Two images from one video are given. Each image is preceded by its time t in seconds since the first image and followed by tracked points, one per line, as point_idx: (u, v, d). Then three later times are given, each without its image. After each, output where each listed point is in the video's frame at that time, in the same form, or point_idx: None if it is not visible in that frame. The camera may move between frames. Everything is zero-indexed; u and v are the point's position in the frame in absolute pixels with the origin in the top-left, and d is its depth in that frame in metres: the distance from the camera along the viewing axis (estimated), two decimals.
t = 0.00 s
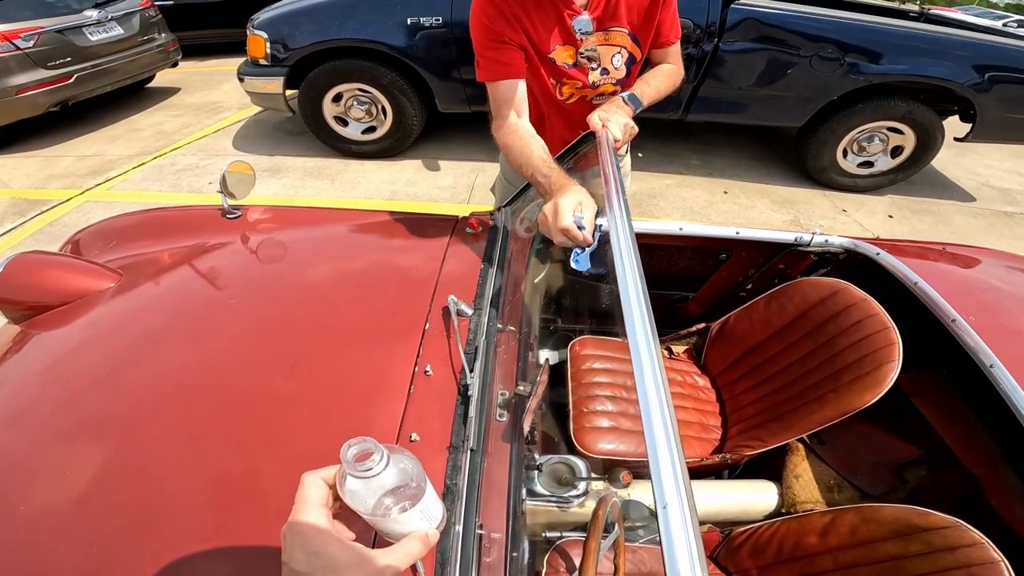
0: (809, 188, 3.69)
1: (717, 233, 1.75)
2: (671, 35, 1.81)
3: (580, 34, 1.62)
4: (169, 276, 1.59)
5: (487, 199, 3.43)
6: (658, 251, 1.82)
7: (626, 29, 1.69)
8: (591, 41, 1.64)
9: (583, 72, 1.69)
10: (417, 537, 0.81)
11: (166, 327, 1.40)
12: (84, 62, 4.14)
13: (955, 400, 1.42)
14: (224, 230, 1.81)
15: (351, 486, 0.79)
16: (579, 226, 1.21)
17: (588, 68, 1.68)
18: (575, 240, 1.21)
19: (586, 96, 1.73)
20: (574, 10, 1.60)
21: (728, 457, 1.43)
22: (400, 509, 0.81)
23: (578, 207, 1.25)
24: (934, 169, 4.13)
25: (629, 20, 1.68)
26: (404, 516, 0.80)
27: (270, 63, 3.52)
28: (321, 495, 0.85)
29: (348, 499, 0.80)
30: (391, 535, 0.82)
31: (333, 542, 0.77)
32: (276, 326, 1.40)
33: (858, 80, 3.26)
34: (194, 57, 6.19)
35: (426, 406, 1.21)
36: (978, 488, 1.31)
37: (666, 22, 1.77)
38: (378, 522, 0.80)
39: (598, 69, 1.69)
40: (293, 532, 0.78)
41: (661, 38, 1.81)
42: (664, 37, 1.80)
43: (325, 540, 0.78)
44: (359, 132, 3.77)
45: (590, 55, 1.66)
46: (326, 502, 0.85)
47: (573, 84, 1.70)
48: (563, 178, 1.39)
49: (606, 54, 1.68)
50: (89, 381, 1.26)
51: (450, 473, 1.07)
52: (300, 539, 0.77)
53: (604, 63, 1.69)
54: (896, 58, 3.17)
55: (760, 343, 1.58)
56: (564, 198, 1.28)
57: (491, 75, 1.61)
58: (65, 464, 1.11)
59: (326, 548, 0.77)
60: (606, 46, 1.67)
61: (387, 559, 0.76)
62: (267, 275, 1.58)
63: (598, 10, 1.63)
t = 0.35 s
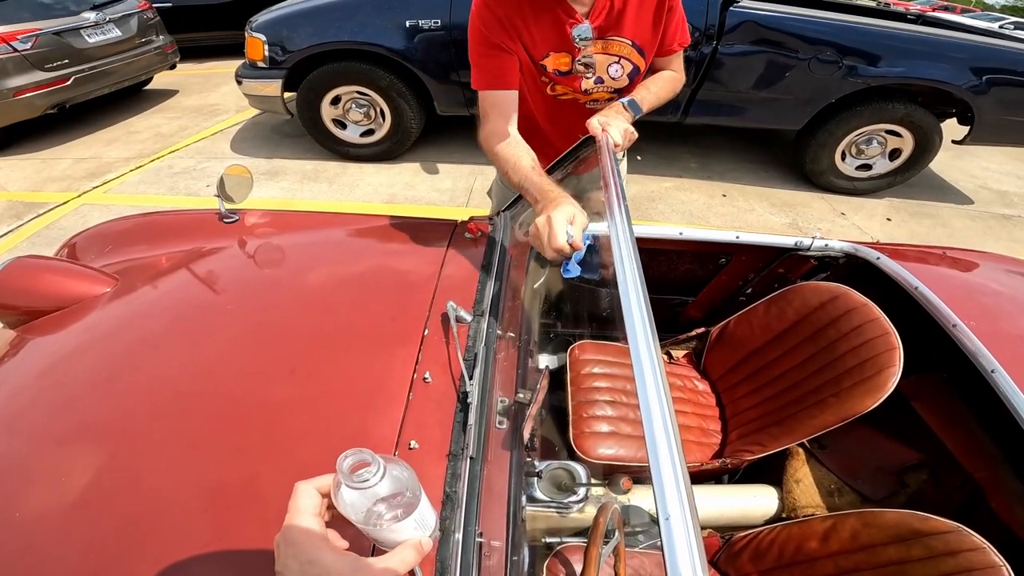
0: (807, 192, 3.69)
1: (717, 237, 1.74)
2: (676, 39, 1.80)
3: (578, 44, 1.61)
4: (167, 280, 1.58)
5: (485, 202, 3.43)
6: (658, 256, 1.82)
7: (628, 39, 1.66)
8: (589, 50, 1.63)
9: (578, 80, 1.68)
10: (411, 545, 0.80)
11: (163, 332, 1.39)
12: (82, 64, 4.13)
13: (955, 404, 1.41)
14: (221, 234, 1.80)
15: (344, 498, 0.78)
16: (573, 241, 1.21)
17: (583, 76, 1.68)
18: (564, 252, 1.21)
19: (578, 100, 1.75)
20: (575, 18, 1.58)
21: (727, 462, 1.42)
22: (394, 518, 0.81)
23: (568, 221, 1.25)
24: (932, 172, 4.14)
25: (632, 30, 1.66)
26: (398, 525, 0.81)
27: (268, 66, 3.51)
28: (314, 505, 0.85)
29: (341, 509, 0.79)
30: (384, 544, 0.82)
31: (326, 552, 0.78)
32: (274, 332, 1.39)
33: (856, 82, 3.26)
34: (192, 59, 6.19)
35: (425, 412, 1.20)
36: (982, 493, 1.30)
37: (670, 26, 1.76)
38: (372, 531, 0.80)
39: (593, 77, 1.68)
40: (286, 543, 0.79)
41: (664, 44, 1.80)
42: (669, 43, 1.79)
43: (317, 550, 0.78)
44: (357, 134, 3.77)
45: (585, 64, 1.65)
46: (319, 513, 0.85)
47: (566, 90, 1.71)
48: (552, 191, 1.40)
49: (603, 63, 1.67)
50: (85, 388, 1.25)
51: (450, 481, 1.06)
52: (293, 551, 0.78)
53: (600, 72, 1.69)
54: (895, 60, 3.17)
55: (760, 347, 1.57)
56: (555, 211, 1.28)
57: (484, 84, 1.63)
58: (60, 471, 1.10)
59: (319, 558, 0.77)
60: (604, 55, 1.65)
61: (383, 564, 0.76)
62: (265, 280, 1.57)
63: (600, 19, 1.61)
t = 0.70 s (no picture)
0: (807, 194, 3.69)
1: (717, 241, 1.74)
2: (684, 48, 1.76)
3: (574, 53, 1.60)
4: (165, 282, 1.58)
5: (485, 204, 3.43)
6: (658, 260, 1.82)
7: (626, 49, 1.66)
8: (586, 60, 1.63)
9: (573, 88, 1.69)
10: (409, 559, 0.80)
11: (159, 335, 1.39)
12: (81, 65, 4.12)
13: (956, 410, 1.41)
14: (220, 237, 1.80)
15: (343, 511, 0.78)
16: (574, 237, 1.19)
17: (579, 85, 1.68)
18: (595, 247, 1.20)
19: (573, 111, 1.75)
20: (571, 27, 1.59)
21: (727, 466, 1.42)
22: (393, 531, 0.81)
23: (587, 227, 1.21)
24: (931, 174, 4.14)
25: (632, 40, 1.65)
26: (397, 538, 0.80)
27: (267, 67, 3.51)
28: (314, 518, 0.85)
29: (340, 522, 0.78)
30: (382, 557, 0.82)
31: (326, 565, 0.77)
32: (273, 335, 1.38)
33: (856, 84, 3.26)
34: (191, 60, 6.18)
35: (424, 418, 1.20)
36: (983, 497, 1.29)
37: (679, 36, 1.72)
38: (372, 544, 0.80)
39: (588, 86, 1.68)
40: (286, 557, 0.78)
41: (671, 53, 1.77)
42: (673, 54, 1.77)
43: (316, 564, 0.78)
44: (357, 136, 3.76)
45: (579, 72, 1.65)
46: (319, 526, 0.85)
47: (560, 99, 1.71)
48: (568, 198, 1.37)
49: (599, 73, 1.67)
50: (81, 391, 1.24)
51: (449, 487, 1.06)
52: (293, 565, 0.77)
53: (595, 81, 1.69)
54: (895, 62, 3.18)
55: (760, 351, 1.57)
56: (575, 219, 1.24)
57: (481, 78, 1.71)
58: (56, 476, 1.09)
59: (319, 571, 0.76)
60: (602, 64, 1.65)
61: None
62: (263, 283, 1.57)
63: (598, 28, 1.61)
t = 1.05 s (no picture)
0: (805, 198, 3.70)
1: (714, 250, 1.76)
2: (679, 58, 1.75)
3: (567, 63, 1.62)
4: (164, 289, 1.59)
5: (484, 208, 3.44)
6: (655, 268, 1.83)
7: (620, 59, 1.66)
8: (579, 70, 1.64)
9: (568, 99, 1.70)
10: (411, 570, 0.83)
11: (157, 342, 1.39)
12: (80, 67, 4.13)
13: (950, 417, 1.41)
14: (219, 243, 1.81)
15: (348, 525, 0.80)
16: (567, 180, 1.41)
17: (574, 96, 1.69)
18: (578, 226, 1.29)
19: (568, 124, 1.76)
20: (563, 38, 1.60)
21: (721, 472, 1.42)
22: (397, 544, 0.83)
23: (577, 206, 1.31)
24: (929, 178, 4.16)
25: (626, 49, 1.66)
26: (400, 552, 0.83)
27: (266, 70, 3.52)
28: (321, 531, 0.89)
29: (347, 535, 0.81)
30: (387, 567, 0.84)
31: None
32: (272, 344, 1.39)
33: (854, 88, 3.27)
34: (190, 62, 6.18)
35: (422, 426, 1.20)
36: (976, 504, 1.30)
37: (673, 45, 1.71)
38: (377, 556, 0.82)
39: (582, 97, 1.70)
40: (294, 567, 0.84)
41: (668, 63, 1.76)
42: (669, 64, 1.76)
43: None
44: (356, 139, 3.76)
45: (573, 83, 1.67)
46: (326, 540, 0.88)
47: (554, 111, 1.73)
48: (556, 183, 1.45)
49: (594, 83, 1.68)
50: (80, 399, 1.25)
51: (445, 496, 1.07)
52: None
53: (590, 92, 1.70)
54: (893, 66, 3.19)
55: (755, 358, 1.58)
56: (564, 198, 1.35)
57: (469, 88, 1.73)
58: (54, 484, 1.09)
59: None
60: (595, 75, 1.67)
61: None
62: (262, 290, 1.57)
63: (591, 38, 1.62)
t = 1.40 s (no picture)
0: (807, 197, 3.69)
1: (721, 245, 1.75)
2: (682, 47, 1.76)
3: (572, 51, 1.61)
4: (165, 285, 1.57)
5: (485, 206, 3.42)
6: (661, 263, 1.83)
7: (624, 47, 1.66)
8: (583, 58, 1.63)
9: (573, 88, 1.69)
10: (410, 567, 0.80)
11: (160, 338, 1.38)
12: (80, 65, 4.11)
13: (959, 414, 1.41)
14: (221, 239, 1.79)
15: (343, 519, 0.78)
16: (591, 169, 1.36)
17: (579, 84, 1.68)
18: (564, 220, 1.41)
19: (575, 112, 1.75)
20: (567, 26, 1.59)
21: (730, 469, 1.41)
22: (394, 539, 0.80)
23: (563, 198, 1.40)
24: (931, 177, 4.15)
25: (630, 38, 1.65)
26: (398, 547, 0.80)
27: (268, 68, 3.51)
28: (316, 526, 0.87)
29: (342, 530, 0.79)
30: (382, 564, 0.81)
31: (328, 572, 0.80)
32: (275, 339, 1.37)
33: (857, 87, 3.26)
34: (191, 61, 6.17)
35: (428, 422, 1.19)
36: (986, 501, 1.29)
37: (675, 35, 1.72)
38: (372, 551, 0.79)
39: (588, 85, 1.69)
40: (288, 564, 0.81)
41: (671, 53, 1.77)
42: (673, 52, 1.76)
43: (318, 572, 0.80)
44: (357, 137, 3.75)
45: (579, 72, 1.66)
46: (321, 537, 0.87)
47: (561, 99, 1.72)
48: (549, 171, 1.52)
49: (599, 71, 1.67)
50: (81, 394, 1.24)
51: (453, 492, 1.06)
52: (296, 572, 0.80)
53: (595, 81, 1.69)
54: (896, 65, 3.18)
55: (763, 355, 1.57)
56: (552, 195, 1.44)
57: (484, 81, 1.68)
58: (55, 480, 1.08)
59: None
60: (600, 63, 1.66)
61: None
62: (264, 286, 1.56)
63: (594, 26, 1.61)
